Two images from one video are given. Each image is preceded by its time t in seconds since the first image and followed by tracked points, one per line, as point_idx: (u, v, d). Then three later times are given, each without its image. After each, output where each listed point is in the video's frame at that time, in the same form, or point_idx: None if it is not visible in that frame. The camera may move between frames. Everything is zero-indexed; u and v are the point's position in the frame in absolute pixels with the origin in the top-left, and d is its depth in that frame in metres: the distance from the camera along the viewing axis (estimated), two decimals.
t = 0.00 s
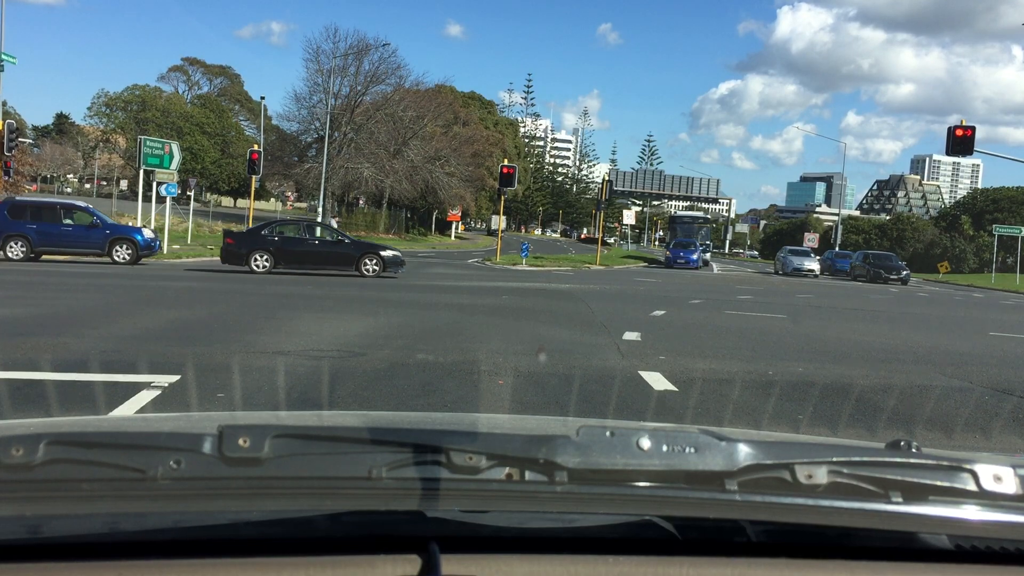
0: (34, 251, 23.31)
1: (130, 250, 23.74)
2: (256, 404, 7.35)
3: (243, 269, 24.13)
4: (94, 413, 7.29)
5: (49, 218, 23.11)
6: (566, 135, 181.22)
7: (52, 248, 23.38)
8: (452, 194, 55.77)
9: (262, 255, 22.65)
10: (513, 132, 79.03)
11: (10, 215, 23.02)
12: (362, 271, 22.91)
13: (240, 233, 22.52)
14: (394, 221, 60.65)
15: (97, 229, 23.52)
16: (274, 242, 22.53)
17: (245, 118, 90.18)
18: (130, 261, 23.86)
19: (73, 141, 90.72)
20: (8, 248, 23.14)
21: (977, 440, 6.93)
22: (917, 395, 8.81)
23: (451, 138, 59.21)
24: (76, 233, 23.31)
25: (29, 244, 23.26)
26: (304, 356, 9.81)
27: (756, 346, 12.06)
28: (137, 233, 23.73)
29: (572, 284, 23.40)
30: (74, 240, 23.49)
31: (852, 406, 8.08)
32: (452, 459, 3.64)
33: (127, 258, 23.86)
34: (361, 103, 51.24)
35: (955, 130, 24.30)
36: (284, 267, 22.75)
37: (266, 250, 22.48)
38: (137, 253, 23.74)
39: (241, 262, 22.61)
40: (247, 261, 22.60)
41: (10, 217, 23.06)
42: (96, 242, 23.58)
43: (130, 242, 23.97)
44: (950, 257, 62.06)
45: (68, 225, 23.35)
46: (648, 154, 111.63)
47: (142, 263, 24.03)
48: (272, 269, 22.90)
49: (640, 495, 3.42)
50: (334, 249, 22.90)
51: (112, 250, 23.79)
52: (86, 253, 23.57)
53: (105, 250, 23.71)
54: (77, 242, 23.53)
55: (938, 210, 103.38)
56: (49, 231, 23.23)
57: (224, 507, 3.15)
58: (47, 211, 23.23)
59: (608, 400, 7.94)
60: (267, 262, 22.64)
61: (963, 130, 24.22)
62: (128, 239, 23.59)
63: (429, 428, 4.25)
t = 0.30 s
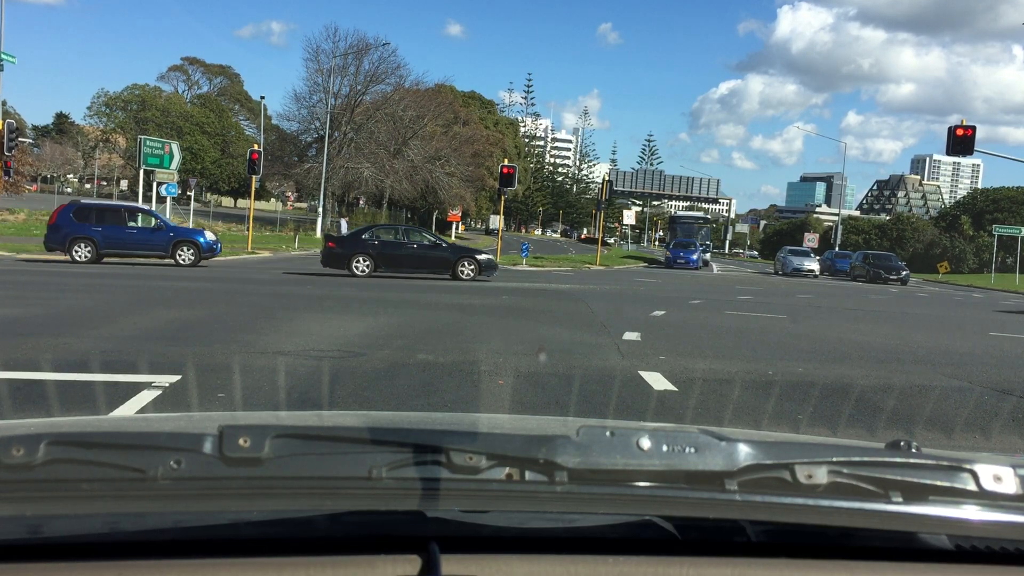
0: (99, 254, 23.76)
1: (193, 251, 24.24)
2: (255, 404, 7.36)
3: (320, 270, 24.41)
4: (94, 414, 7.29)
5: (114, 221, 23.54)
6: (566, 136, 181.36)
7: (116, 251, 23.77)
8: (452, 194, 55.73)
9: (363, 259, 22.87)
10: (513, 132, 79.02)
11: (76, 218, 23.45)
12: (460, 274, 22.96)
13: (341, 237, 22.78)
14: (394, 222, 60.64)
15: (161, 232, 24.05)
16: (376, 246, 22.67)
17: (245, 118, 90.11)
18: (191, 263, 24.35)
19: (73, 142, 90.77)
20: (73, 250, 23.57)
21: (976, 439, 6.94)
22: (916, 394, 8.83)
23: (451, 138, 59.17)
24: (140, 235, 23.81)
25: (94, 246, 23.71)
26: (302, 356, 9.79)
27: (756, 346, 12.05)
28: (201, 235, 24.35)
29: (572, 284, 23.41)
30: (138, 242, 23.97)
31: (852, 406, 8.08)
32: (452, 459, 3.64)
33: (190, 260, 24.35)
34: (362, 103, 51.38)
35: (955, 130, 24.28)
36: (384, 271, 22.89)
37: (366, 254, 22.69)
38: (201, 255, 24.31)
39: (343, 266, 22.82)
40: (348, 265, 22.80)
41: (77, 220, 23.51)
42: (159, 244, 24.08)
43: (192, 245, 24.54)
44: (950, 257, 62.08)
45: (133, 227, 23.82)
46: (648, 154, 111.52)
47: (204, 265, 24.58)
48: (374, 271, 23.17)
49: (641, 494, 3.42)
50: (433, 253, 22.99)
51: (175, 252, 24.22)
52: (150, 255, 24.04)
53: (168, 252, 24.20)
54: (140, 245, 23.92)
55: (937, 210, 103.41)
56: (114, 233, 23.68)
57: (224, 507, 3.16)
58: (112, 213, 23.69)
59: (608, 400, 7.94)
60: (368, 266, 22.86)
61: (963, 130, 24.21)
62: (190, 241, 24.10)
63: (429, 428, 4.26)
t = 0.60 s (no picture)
0: (165, 255, 24.39)
1: (257, 254, 24.83)
2: (255, 404, 7.36)
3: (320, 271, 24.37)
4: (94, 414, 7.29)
5: (181, 224, 24.34)
6: (566, 135, 181.40)
7: (183, 253, 24.49)
8: (452, 194, 55.70)
9: (463, 262, 23.18)
10: (513, 132, 78.99)
11: (144, 221, 24.19)
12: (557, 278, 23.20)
13: (443, 241, 23.05)
14: (394, 221, 60.64)
15: (226, 234, 24.76)
16: (476, 250, 22.98)
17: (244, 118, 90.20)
18: (254, 265, 24.89)
19: (73, 142, 90.77)
20: (141, 252, 24.25)
21: (977, 440, 6.94)
22: (916, 395, 8.82)
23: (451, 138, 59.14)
24: (206, 237, 24.55)
25: (161, 248, 24.37)
26: (302, 356, 9.79)
27: (755, 346, 12.05)
28: (264, 237, 24.91)
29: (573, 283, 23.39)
30: (203, 244, 24.69)
31: (852, 406, 8.07)
32: (452, 459, 3.64)
33: (254, 262, 24.86)
34: (362, 103, 51.20)
35: (955, 130, 24.27)
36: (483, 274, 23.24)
37: (468, 258, 22.95)
38: (265, 256, 24.87)
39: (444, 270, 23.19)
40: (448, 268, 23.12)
41: (144, 223, 24.25)
42: (224, 246, 24.76)
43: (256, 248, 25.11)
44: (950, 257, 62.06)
45: (197, 230, 24.59)
46: (648, 154, 111.44)
47: (267, 267, 25.11)
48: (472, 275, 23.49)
49: (641, 494, 3.42)
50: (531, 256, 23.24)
51: (240, 254, 24.83)
52: (215, 256, 24.75)
53: (233, 254, 24.84)
54: (205, 247, 24.64)
55: (937, 210, 103.43)
56: (180, 235, 24.42)
57: (223, 507, 3.16)
58: (179, 216, 24.50)
59: (608, 400, 7.95)
60: (468, 269, 23.15)
61: (963, 130, 24.20)
62: (254, 242, 24.70)
63: (429, 428, 4.26)
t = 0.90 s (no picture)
0: (234, 257, 25.08)
1: (324, 256, 25.25)
2: (255, 405, 7.36)
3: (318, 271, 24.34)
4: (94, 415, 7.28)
5: (249, 227, 25.06)
6: (566, 135, 181.43)
7: (252, 254, 25.18)
8: (452, 194, 55.62)
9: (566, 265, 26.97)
10: (513, 133, 78.98)
11: (215, 223, 24.94)
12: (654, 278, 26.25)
13: (547, 247, 26.90)
14: (394, 221, 60.65)
15: (294, 236, 25.26)
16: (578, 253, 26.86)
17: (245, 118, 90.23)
18: (321, 267, 25.30)
19: (74, 141, 90.81)
20: (211, 254, 24.91)
21: (976, 440, 6.93)
22: (917, 395, 8.81)
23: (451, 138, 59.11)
24: (274, 239, 25.11)
25: (231, 250, 25.02)
26: (301, 356, 9.77)
27: (755, 346, 12.05)
28: (330, 239, 25.32)
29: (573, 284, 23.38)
30: (272, 246, 25.29)
31: (852, 407, 8.05)
32: (452, 459, 3.65)
33: (321, 264, 25.30)
34: (362, 103, 51.11)
35: (955, 130, 24.27)
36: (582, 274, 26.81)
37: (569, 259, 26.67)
38: (331, 259, 25.25)
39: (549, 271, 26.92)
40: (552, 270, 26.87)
41: (214, 226, 24.99)
42: (291, 248, 25.24)
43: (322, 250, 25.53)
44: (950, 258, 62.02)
45: (265, 232, 25.25)
46: (648, 154, 111.39)
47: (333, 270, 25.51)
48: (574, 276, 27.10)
49: (641, 495, 3.42)
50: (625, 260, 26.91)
51: (306, 257, 25.25)
52: (283, 258, 25.26)
53: (300, 257, 25.29)
54: (274, 249, 25.24)
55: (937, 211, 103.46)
56: (249, 237, 25.10)
57: (223, 508, 3.15)
58: (250, 220, 25.20)
59: (609, 400, 7.95)
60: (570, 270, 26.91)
61: (963, 130, 24.21)
62: (320, 244, 25.14)
63: (429, 428, 4.26)
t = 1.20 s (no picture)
0: (304, 260, 25.33)
1: (391, 259, 25.34)
2: (255, 405, 7.36)
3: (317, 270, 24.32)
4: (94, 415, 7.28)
5: (319, 229, 25.31)
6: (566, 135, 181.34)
7: (321, 256, 25.42)
8: (452, 193, 55.57)
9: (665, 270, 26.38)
10: (513, 132, 78.95)
11: (286, 226, 25.25)
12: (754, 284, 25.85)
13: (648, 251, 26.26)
14: (394, 222, 60.67)
15: (361, 240, 25.43)
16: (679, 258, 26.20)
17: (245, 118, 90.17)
18: (388, 270, 25.38)
19: (73, 141, 90.82)
20: (283, 257, 25.19)
21: (974, 440, 6.93)
22: (916, 394, 8.81)
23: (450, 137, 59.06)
24: (342, 242, 25.32)
25: (301, 253, 25.26)
26: (301, 356, 9.76)
27: (754, 346, 12.05)
28: (397, 241, 25.37)
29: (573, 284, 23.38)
30: (341, 249, 25.49)
31: (849, 407, 8.05)
32: (452, 459, 3.65)
33: (388, 267, 25.38)
34: (362, 103, 51.44)
35: (956, 129, 24.26)
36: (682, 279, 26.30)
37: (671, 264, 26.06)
38: (398, 261, 25.31)
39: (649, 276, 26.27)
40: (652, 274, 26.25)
41: (285, 228, 25.28)
42: (360, 251, 25.43)
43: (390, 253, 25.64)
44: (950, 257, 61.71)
45: (334, 235, 25.45)
46: (649, 154, 111.30)
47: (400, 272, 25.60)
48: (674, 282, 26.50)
49: (640, 494, 3.42)
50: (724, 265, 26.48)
51: (375, 259, 25.39)
52: (352, 261, 25.50)
53: (368, 260, 25.46)
54: (343, 252, 25.45)
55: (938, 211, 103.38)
56: (319, 241, 25.33)
57: (224, 508, 3.15)
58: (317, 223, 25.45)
59: (608, 400, 7.95)
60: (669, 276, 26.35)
61: (964, 129, 24.20)
62: (388, 247, 25.23)
63: (429, 428, 4.26)
